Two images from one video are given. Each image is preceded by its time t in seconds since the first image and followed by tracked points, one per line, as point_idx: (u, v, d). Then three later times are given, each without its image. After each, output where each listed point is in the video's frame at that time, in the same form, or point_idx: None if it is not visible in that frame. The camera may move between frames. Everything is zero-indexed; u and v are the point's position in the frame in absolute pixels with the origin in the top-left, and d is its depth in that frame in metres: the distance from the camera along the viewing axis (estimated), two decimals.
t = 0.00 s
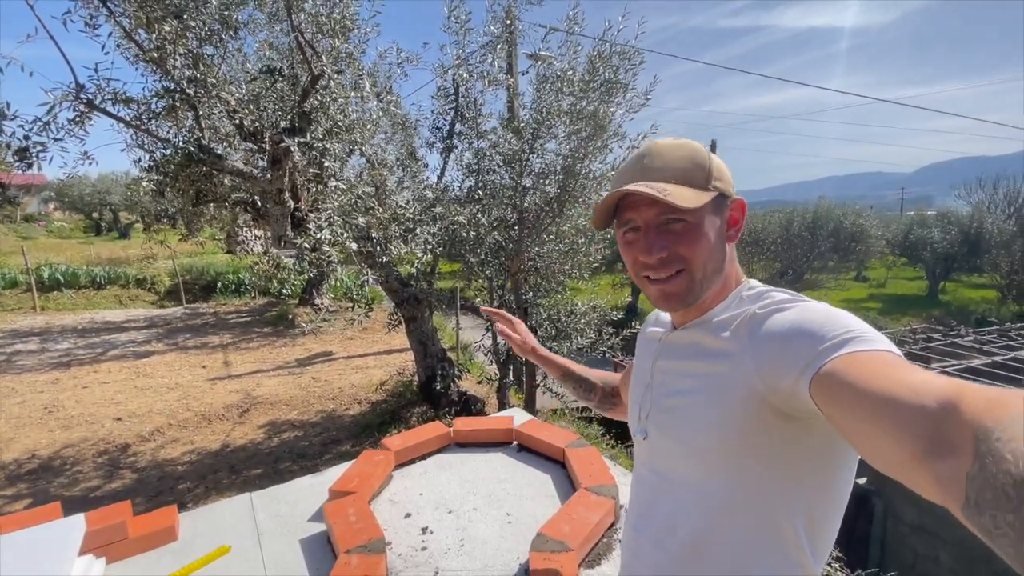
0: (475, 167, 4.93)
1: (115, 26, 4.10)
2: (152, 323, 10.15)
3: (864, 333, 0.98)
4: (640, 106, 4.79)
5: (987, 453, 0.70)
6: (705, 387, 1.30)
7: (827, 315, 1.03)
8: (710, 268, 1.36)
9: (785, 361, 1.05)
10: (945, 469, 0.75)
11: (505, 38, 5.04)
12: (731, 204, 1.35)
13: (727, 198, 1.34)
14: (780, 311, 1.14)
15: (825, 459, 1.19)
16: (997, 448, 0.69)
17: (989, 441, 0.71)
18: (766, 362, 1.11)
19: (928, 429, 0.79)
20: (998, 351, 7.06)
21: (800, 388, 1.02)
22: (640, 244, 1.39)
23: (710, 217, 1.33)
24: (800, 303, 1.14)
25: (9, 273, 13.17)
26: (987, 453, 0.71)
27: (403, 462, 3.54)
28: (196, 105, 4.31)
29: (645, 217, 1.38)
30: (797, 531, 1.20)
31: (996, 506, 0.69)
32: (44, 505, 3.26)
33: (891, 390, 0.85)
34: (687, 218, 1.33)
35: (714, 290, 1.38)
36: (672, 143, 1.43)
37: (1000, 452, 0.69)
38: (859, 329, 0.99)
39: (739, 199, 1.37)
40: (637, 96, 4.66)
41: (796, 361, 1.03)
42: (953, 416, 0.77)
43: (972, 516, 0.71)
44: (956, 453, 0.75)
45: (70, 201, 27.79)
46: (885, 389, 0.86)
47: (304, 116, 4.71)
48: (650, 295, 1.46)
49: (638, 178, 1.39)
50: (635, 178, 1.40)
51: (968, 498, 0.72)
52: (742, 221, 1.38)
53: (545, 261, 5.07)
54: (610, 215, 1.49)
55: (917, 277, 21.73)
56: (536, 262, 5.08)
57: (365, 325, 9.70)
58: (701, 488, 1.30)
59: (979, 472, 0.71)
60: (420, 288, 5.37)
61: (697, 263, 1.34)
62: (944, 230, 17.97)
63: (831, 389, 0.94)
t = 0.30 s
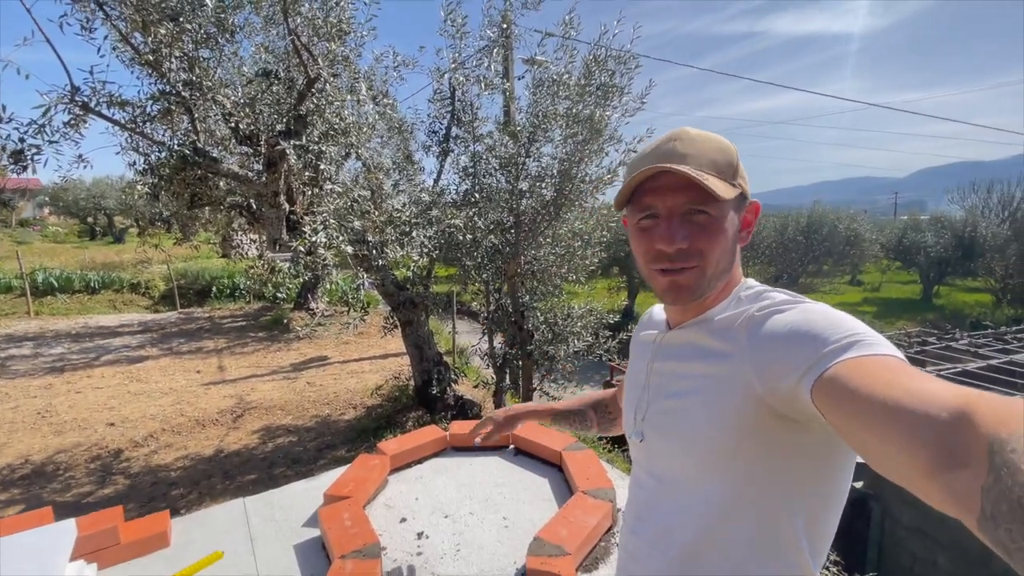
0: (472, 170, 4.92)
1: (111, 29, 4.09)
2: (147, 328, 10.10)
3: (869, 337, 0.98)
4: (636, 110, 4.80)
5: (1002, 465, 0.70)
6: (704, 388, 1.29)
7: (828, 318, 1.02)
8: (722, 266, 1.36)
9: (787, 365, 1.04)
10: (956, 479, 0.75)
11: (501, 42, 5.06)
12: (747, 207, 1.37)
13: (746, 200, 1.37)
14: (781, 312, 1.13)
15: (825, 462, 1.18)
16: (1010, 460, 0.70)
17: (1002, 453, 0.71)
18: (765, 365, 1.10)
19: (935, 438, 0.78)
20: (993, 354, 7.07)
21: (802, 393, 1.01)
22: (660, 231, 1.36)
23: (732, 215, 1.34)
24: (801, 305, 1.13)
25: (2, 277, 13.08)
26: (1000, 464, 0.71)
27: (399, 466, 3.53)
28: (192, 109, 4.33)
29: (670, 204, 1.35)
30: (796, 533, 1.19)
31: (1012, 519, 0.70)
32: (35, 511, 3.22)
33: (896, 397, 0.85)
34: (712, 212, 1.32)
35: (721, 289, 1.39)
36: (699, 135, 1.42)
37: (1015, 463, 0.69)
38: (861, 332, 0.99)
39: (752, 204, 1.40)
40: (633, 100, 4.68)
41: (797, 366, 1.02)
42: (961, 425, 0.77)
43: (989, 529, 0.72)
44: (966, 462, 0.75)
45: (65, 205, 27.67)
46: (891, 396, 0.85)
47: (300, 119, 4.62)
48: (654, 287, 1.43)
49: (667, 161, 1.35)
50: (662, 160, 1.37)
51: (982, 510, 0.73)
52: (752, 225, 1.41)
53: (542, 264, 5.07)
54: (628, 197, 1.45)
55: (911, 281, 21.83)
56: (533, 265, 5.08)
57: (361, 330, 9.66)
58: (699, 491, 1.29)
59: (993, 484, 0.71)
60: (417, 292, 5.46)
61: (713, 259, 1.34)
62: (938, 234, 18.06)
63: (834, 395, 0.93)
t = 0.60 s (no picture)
0: (465, 177, 4.92)
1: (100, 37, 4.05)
2: (134, 338, 9.95)
3: (859, 343, 0.99)
4: (627, 118, 4.84)
5: (988, 470, 0.69)
6: (697, 395, 1.29)
7: (818, 325, 1.04)
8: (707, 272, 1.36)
9: (776, 371, 1.05)
10: (942, 484, 0.75)
11: (493, 51, 5.08)
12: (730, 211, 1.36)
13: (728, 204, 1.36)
14: (771, 319, 1.15)
15: (818, 468, 1.18)
16: (995, 465, 0.68)
17: (988, 458, 0.69)
18: (757, 372, 1.11)
19: (923, 444, 0.78)
20: (979, 357, 7.16)
21: (792, 400, 1.02)
22: (641, 242, 1.36)
23: (712, 221, 1.33)
24: (791, 310, 1.14)
25: None
26: (986, 469, 0.69)
27: (391, 477, 3.49)
28: (181, 117, 4.23)
29: (648, 215, 1.35)
30: (791, 541, 1.18)
31: (1000, 524, 0.66)
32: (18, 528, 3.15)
33: (885, 403, 0.86)
34: (693, 220, 1.32)
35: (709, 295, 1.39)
36: (678, 143, 1.42)
37: (998, 468, 0.67)
38: (850, 338, 1.00)
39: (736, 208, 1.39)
40: (624, 108, 4.72)
41: (788, 373, 1.03)
42: (950, 431, 0.77)
43: (976, 535, 0.68)
44: (953, 467, 0.75)
45: (49, 214, 27.30)
46: (880, 404, 0.86)
47: (291, 127, 4.68)
48: (641, 297, 1.43)
49: (644, 173, 1.35)
50: (639, 171, 1.38)
51: (973, 516, 0.70)
52: (738, 230, 1.40)
53: (535, 271, 5.06)
54: (610, 209, 1.45)
55: (898, 285, 22.10)
56: (526, 272, 5.07)
57: (353, 338, 9.61)
58: (694, 498, 1.29)
59: (980, 489, 0.69)
60: (409, 300, 5.38)
61: (695, 267, 1.34)
62: (923, 239, 18.32)
63: (826, 402, 0.94)
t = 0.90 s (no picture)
0: (452, 187, 4.86)
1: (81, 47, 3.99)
2: (113, 353, 9.71)
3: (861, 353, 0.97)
4: (613, 127, 4.90)
5: (996, 492, 0.66)
6: (695, 403, 1.28)
7: (819, 334, 1.03)
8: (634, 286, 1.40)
9: (778, 382, 1.05)
10: (951, 505, 0.73)
11: (480, 61, 5.11)
12: (650, 223, 1.33)
13: (646, 218, 1.34)
14: (771, 327, 1.14)
15: (815, 473, 1.19)
16: (1007, 487, 0.65)
17: (1001, 479, 0.66)
18: (757, 381, 1.10)
19: (934, 465, 0.76)
20: (957, 357, 7.31)
21: (794, 410, 1.02)
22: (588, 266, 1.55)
23: (621, 242, 1.38)
24: (790, 319, 1.15)
25: None
26: (998, 491, 0.66)
27: (384, 490, 3.41)
28: (165, 127, 4.18)
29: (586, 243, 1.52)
30: (792, 546, 1.19)
31: (1008, 547, 0.64)
32: None
33: (889, 420, 0.83)
34: (603, 242, 1.42)
35: (650, 306, 1.41)
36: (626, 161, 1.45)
37: (1012, 489, 0.65)
38: (852, 346, 0.99)
39: (666, 217, 1.32)
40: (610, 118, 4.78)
41: (788, 384, 1.03)
42: (960, 450, 0.75)
43: (983, 557, 0.66)
44: (962, 489, 0.73)
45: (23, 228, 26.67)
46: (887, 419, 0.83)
47: (277, 137, 4.57)
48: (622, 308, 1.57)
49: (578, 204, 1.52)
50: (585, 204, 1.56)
51: (981, 538, 0.67)
52: (674, 236, 1.32)
53: (523, 279, 5.08)
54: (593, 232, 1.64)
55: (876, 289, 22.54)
56: (515, 281, 5.09)
57: (339, 349, 9.50)
58: (693, 505, 1.29)
59: (990, 511, 0.66)
60: (398, 309, 5.40)
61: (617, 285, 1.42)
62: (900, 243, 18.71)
63: (831, 415, 0.92)
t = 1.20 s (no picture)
0: (439, 195, 4.92)
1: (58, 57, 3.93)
2: (85, 372, 9.40)
3: (859, 343, 0.93)
4: (595, 136, 5.00)
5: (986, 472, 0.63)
6: (693, 397, 1.25)
7: (819, 323, 0.99)
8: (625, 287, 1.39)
9: (775, 371, 1.01)
10: (940, 487, 0.70)
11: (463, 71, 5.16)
12: (633, 224, 1.33)
13: (630, 219, 1.34)
14: (771, 317, 1.10)
15: (820, 467, 1.15)
16: (992, 466, 0.63)
17: (986, 459, 0.65)
18: (755, 372, 1.06)
19: (925, 446, 0.74)
20: (928, 355, 7.56)
21: (791, 400, 0.98)
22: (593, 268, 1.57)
23: (608, 244, 1.39)
24: (791, 309, 1.10)
25: None
26: (984, 472, 0.64)
27: (379, 497, 3.37)
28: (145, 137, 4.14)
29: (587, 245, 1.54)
30: (793, 538, 1.17)
31: (992, 527, 0.60)
32: None
33: (882, 406, 0.79)
34: (597, 243, 1.43)
35: (642, 307, 1.39)
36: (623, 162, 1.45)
37: (995, 468, 0.63)
38: (852, 336, 0.94)
39: (648, 218, 1.31)
40: (592, 126, 4.88)
41: (785, 373, 0.98)
42: (954, 436, 0.71)
43: (966, 539, 0.63)
44: (953, 473, 0.69)
45: None
46: (882, 405, 0.79)
47: (261, 147, 4.53)
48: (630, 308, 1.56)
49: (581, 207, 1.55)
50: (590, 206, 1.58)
51: (966, 518, 0.63)
52: (657, 236, 1.31)
53: (510, 285, 5.17)
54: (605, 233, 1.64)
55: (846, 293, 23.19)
56: (501, 287, 5.17)
57: (321, 362, 9.36)
58: (695, 499, 1.27)
59: (977, 494, 0.63)
60: (383, 319, 5.41)
61: (610, 286, 1.44)
62: (869, 248, 19.28)
63: (824, 402, 0.88)
